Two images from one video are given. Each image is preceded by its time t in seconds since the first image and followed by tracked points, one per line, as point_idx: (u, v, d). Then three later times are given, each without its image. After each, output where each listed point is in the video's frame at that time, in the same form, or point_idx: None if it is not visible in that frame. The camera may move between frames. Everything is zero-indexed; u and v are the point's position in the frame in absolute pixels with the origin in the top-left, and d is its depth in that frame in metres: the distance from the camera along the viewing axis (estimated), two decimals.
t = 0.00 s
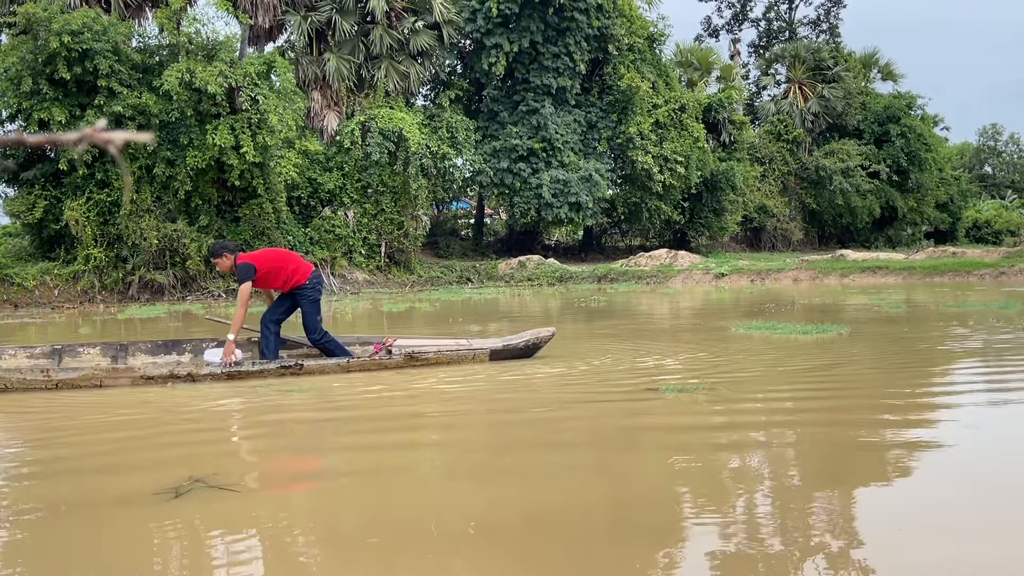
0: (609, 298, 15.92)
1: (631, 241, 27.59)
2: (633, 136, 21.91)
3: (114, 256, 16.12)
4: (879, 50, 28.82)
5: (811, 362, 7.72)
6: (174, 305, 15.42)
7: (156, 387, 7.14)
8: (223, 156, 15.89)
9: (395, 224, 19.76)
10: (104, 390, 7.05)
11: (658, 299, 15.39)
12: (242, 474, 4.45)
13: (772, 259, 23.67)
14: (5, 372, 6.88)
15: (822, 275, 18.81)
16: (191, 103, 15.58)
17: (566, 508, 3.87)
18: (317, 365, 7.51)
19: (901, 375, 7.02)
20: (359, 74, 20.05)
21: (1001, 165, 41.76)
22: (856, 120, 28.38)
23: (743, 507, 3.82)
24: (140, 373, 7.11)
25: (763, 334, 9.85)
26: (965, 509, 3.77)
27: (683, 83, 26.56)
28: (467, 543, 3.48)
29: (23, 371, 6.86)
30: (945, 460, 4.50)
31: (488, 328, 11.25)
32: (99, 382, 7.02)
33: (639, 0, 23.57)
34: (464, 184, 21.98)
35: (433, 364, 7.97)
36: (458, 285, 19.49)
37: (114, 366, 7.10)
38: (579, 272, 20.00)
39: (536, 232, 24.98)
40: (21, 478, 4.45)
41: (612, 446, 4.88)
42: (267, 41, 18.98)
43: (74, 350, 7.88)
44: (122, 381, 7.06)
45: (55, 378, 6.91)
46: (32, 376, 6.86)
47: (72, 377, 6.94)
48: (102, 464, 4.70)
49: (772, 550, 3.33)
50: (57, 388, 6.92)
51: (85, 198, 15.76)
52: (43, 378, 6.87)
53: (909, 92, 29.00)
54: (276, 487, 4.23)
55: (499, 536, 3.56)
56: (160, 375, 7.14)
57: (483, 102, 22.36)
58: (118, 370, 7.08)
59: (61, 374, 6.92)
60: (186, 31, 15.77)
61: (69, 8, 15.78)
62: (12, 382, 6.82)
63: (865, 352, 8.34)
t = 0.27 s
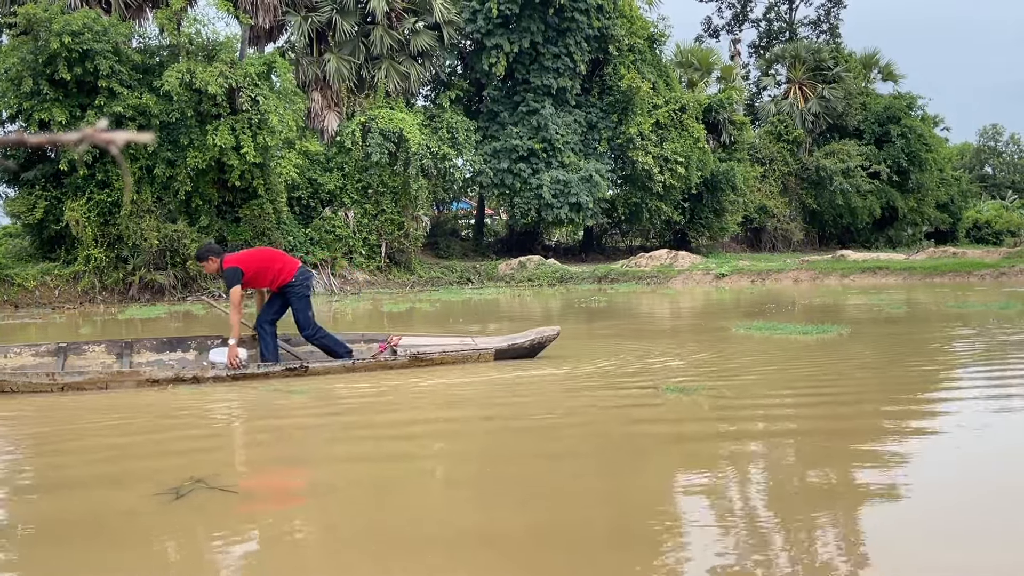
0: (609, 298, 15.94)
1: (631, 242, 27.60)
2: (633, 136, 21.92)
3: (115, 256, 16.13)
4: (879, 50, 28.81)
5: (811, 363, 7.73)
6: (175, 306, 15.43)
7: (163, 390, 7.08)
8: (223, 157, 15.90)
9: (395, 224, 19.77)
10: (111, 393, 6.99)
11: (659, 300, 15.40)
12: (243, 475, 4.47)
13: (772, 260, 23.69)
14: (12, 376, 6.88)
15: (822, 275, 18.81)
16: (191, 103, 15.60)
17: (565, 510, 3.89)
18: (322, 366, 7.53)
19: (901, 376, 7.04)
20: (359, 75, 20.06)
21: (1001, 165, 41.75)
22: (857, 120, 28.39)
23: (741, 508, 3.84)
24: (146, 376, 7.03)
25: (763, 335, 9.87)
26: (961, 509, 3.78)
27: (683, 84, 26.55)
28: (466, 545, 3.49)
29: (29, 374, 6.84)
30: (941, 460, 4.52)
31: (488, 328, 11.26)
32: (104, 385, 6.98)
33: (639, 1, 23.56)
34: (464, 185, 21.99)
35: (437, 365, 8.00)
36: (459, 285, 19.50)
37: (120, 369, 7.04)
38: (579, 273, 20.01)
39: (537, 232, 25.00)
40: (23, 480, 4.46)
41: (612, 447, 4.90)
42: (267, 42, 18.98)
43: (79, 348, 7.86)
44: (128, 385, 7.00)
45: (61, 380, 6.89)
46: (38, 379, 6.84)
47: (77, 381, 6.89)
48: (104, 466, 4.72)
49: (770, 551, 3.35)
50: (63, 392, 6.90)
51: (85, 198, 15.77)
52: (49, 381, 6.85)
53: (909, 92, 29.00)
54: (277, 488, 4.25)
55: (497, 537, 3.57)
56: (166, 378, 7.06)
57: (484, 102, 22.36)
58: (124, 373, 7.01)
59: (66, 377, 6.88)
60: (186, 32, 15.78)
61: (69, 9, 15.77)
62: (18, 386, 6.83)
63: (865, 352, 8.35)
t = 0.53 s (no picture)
0: (611, 299, 15.94)
1: (633, 243, 27.60)
2: (634, 137, 21.93)
3: (116, 257, 16.14)
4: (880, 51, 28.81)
5: (813, 363, 7.73)
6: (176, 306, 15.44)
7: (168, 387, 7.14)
8: (225, 157, 15.91)
9: (396, 225, 19.77)
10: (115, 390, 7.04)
11: (660, 300, 15.41)
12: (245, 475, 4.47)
13: (773, 261, 23.68)
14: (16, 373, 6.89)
15: (824, 276, 18.79)
16: (192, 104, 15.64)
17: (567, 508, 3.88)
18: (327, 365, 7.58)
19: (902, 376, 7.03)
20: (360, 76, 20.08)
21: (1003, 166, 41.73)
22: (858, 121, 28.38)
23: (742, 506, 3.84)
24: (151, 373, 7.09)
25: (765, 335, 9.87)
26: (959, 509, 3.78)
27: (684, 85, 26.55)
28: (467, 542, 3.48)
29: (33, 371, 6.86)
30: (941, 461, 4.51)
31: (490, 329, 11.26)
32: (109, 383, 7.01)
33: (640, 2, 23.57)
34: (465, 185, 22.01)
35: (442, 364, 8.02)
36: (460, 286, 19.48)
37: (124, 366, 7.09)
38: (581, 274, 20.00)
39: (538, 233, 25.01)
40: (25, 480, 4.46)
41: (612, 447, 4.90)
42: (268, 42, 18.99)
43: (83, 351, 7.85)
44: (133, 382, 7.06)
45: (65, 378, 6.92)
46: (42, 376, 6.87)
47: (82, 378, 6.93)
48: (106, 465, 4.72)
49: (770, 549, 3.34)
50: (68, 388, 6.93)
51: (86, 199, 15.77)
52: (54, 379, 6.88)
53: (910, 93, 29.00)
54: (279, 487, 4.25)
55: (498, 535, 3.57)
56: (171, 375, 7.13)
57: (485, 103, 22.37)
58: (128, 370, 7.06)
59: (71, 374, 6.91)
60: (188, 33, 15.82)
61: (71, 10, 15.79)
62: (22, 384, 6.84)
63: (866, 352, 8.35)
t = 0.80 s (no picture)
0: (613, 299, 15.93)
1: (635, 244, 27.59)
2: (636, 138, 21.94)
3: (118, 258, 16.16)
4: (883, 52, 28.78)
5: (816, 364, 7.72)
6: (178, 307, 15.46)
7: (174, 386, 7.16)
8: (227, 158, 15.93)
9: (398, 226, 19.78)
10: (122, 388, 7.07)
11: (662, 301, 15.40)
12: (248, 477, 4.47)
13: (775, 262, 23.64)
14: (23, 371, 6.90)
15: (826, 277, 18.76)
16: (195, 105, 15.67)
17: (570, 512, 3.88)
18: (334, 365, 7.57)
19: (906, 377, 7.02)
20: (362, 77, 20.10)
21: (1005, 167, 41.66)
22: (860, 122, 28.35)
23: (744, 508, 3.84)
24: (158, 371, 7.12)
25: (767, 336, 9.86)
26: (962, 510, 3.78)
27: (686, 85, 26.53)
28: (470, 545, 3.49)
29: (41, 369, 6.87)
30: (944, 462, 4.50)
31: (493, 330, 11.25)
32: (116, 381, 7.04)
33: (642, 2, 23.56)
34: (467, 187, 22.03)
35: (450, 365, 8.00)
36: (462, 287, 19.48)
37: (132, 364, 7.12)
38: (582, 274, 19.98)
39: (540, 234, 25.01)
40: (29, 481, 4.47)
41: (615, 449, 4.90)
42: (270, 43, 19.00)
43: (90, 354, 7.85)
44: (140, 380, 7.09)
45: (73, 376, 6.93)
46: (49, 374, 6.88)
47: (90, 376, 6.96)
48: (109, 466, 4.72)
49: (772, 552, 3.34)
50: (74, 386, 6.95)
51: (89, 200, 15.77)
52: (61, 377, 6.90)
53: (912, 94, 28.98)
54: (282, 489, 4.26)
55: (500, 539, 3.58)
56: (178, 373, 7.16)
57: (487, 104, 22.37)
58: (135, 369, 7.09)
59: (78, 372, 6.94)
60: (190, 34, 15.85)
61: (73, 11, 15.79)
62: (29, 382, 6.86)
63: (869, 353, 8.34)
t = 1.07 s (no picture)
0: (615, 301, 15.94)
1: (637, 245, 27.58)
2: (639, 139, 21.94)
3: (122, 260, 16.15)
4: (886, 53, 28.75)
5: (820, 366, 7.73)
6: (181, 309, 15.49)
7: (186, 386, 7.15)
8: (230, 160, 15.96)
9: (401, 227, 19.80)
10: (134, 389, 7.05)
11: (664, 302, 15.40)
12: (254, 479, 4.51)
13: (778, 263, 23.62)
14: (35, 371, 6.91)
15: (829, 278, 18.74)
16: (197, 107, 15.62)
17: (571, 516, 3.91)
18: (346, 365, 7.56)
19: (909, 379, 7.03)
20: (365, 78, 20.13)
21: (1008, 168, 41.58)
22: (863, 123, 28.30)
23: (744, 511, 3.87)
24: (170, 371, 7.09)
25: (769, 337, 9.86)
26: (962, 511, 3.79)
27: (689, 86, 26.53)
28: (472, 549, 3.52)
29: (54, 370, 6.89)
30: (945, 463, 4.52)
31: (497, 331, 11.27)
32: (129, 382, 7.02)
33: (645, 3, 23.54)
34: (470, 188, 22.06)
35: (461, 365, 8.00)
36: (464, 288, 19.49)
37: (143, 364, 7.09)
38: (585, 276, 19.97)
39: (542, 235, 25.02)
40: (34, 483, 4.50)
41: (617, 451, 4.92)
42: (273, 44, 19.00)
43: (103, 355, 7.86)
44: (152, 380, 7.07)
45: (85, 377, 6.94)
46: (62, 375, 6.90)
47: (102, 376, 6.96)
48: (116, 468, 4.77)
49: (771, 555, 3.37)
50: (86, 387, 6.96)
51: (92, 201, 15.78)
52: (73, 378, 6.91)
53: (915, 95, 28.94)
54: (287, 491, 4.30)
55: (503, 542, 3.61)
56: (190, 373, 7.14)
57: (490, 105, 22.38)
58: (147, 369, 7.06)
59: (90, 373, 6.94)
60: (193, 35, 15.88)
61: (76, 12, 15.83)
62: (42, 383, 6.87)
63: (873, 355, 8.34)
